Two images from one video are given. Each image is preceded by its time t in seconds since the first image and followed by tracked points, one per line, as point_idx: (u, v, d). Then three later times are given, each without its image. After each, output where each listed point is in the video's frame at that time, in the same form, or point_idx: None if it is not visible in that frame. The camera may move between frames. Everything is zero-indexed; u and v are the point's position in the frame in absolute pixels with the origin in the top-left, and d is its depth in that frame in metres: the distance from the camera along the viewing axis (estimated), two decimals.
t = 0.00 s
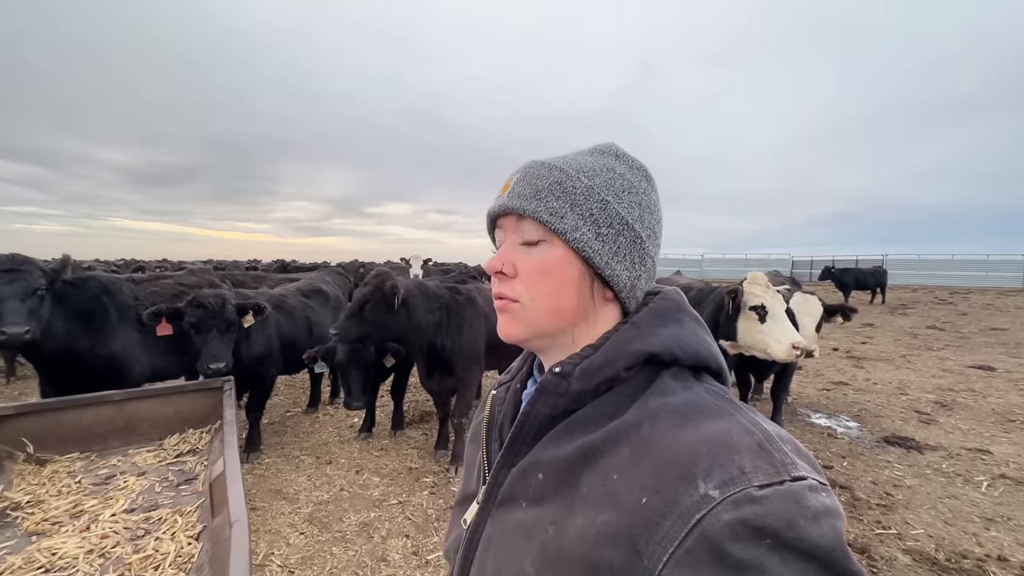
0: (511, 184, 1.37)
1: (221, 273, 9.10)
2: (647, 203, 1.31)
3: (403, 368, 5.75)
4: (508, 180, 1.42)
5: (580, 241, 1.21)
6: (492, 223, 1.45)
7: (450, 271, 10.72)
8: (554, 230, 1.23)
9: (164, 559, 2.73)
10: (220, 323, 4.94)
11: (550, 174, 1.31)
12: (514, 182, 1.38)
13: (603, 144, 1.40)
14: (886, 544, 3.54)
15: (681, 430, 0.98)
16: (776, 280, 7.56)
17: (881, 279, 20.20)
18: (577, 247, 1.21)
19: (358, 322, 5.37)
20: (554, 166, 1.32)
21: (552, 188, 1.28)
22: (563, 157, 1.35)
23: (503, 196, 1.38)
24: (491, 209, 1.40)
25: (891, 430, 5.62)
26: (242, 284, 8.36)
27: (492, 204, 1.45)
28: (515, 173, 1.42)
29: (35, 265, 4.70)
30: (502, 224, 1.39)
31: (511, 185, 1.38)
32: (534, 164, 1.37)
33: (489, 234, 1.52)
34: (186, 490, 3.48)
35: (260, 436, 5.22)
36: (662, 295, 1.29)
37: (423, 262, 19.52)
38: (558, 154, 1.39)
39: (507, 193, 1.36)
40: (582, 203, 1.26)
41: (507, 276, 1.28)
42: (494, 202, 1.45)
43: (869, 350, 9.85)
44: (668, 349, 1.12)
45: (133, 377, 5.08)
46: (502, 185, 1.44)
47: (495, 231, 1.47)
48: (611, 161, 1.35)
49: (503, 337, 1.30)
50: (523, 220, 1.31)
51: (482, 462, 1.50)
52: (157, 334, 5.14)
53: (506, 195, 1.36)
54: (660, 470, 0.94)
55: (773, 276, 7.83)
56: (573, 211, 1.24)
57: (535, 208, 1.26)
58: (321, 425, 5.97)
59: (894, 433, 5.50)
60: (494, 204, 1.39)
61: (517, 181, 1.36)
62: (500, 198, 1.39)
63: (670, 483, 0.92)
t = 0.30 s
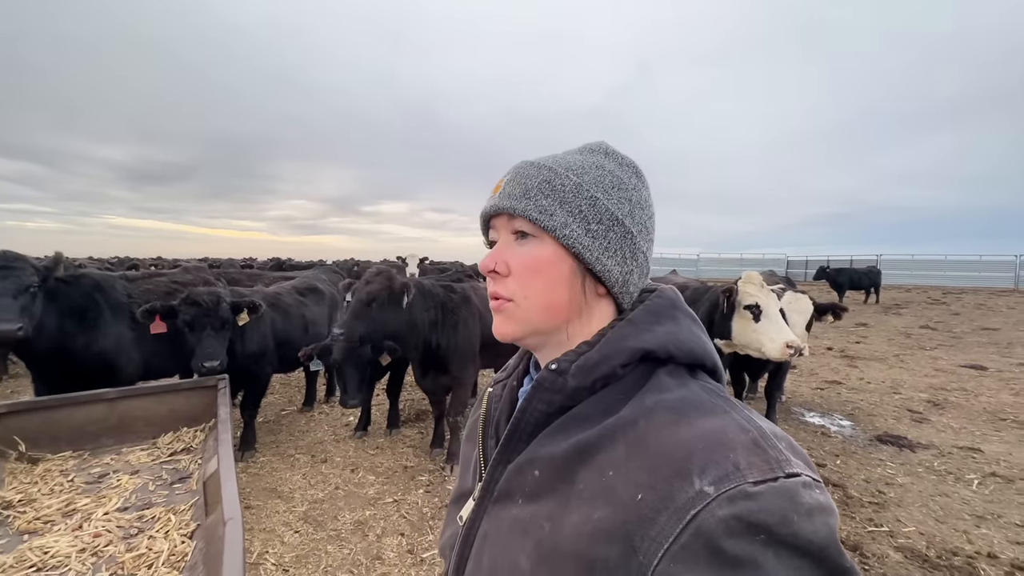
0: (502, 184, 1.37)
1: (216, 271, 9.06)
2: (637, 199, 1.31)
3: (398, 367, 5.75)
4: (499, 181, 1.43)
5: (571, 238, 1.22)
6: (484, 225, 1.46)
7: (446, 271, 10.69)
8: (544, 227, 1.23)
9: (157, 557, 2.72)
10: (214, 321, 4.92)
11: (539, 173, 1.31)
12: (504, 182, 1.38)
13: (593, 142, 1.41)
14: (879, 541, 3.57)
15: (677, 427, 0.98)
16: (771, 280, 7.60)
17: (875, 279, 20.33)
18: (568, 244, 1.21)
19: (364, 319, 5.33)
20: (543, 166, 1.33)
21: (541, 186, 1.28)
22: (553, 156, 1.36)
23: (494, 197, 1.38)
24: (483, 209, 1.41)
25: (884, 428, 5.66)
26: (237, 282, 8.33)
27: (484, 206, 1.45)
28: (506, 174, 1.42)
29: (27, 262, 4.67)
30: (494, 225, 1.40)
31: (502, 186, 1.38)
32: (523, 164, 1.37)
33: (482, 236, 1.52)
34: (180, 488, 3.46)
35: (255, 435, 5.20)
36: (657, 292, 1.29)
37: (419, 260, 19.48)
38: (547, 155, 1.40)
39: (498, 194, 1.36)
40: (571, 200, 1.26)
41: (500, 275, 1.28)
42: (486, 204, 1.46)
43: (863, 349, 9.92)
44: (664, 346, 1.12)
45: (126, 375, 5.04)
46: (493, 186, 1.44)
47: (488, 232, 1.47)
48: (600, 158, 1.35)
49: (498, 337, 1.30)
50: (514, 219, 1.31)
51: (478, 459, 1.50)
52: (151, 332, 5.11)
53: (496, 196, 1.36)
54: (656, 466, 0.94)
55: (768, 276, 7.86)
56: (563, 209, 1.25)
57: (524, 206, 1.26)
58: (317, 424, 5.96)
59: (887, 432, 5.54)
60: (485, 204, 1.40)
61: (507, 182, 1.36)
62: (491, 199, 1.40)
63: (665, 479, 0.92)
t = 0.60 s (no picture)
0: (496, 186, 1.37)
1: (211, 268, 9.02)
2: (631, 197, 1.32)
3: (394, 365, 5.75)
4: (494, 181, 1.43)
5: (566, 238, 1.22)
6: (480, 226, 1.46)
7: (443, 269, 10.67)
8: (540, 228, 1.24)
9: (151, 555, 2.71)
10: (210, 318, 4.90)
11: (533, 174, 1.31)
12: (499, 183, 1.38)
13: (588, 140, 1.41)
14: (871, 539, 3.60)
15: (672, 421, 0.99)
16: (767, 279, 7.63)
17: (870, 279, 20.46)
18: (563, 244, 1.22)
19: (385, 319, 5.21)
20: (537, 166, 1.33)
21: (536, 187, 1.29)
22: (547, 157, 1.35)
23: (489, 198, 1.38)
24: (479, 210, 1.41)
25: (878, 427, 5.70)
26: (233, 280, 8.30)
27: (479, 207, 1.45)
28: (500, 175, 1.42)
29: (21, 259, 4.63)
30: (491, 227, 1.40)
31: (497, 187, 1.38)
32: (518, 165, 1.37)
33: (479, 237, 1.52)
34: (175, 486, 3.45)
35: (250, 433, 5.19)
36: (652, 289, 1.30)
37: (415, 258, 19.45)
38: (542, 154, 1.40)
39: (493, 195, 1.36)
40: (565, 200, 1.26)
41: (497, 276, 1.28)
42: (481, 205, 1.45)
43: (857, 349, 9.98)
44: (659, 342, 1.13)
45: (120, 372, 5.02)
46: (488, 187, 1.44)
47: (484, 234, 1.47)
48: (594, 157, 1.35)
49: (497, 338, 1.30)
50: (509, 220, 1.32)
51: (475, 455, 1.51)
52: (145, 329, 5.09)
53: (491, 198, 1.36)
54: (651, 460, 0.95)
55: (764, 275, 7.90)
56: (558, 209, 1.25)
57: (519, 207, 1.26)
58: (313, 421, 5.95)
59: (880, 431, 5.58)
60: (481, 205, 1.40)
61: (502, 183, 1.36)
62: (486, 200, 1.40)
63: (661, 472, 0.93)
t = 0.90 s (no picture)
0: (501, 189, 1.36)
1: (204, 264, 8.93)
2: (638, 198, 1.31)
3: (390, 362, 5.72)
4: (498, 183, 1.41)
5: (574, 242, 1.21)
6: (484, 228, 1.44)
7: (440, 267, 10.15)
8: (547, 231, 1.22)
9: (145, 555, 2.68)
10: (204, 314, 4.84)
11: (539, 176, 1.30)
12: (503, 185, 1.37)
13: (592, 140, 1.40)
14: (865, 536, 3.63)
15: (684, 422, 0.98)
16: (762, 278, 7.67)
17: (861, 277, 20.64)
18: (571, 248, 1.21)
19: (405, 318, 5.26)
20: (542, 168, 1.31)
21: (542, 190, 1.27)
22: (553, 158, 1.34)
23: (494, 200, 1.37)
24: (482, 212, 1.39)
25: (870, 425, 5.75)
26: (226, 276, 8.23)
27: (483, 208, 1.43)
28: (504, 176, 1.40)
29: (10, 255, 4.56)
30: (495, 229, 1.38)
31: (502, 189, 1.36)
32: (523, 166, 1.35)
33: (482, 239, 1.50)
34: (168, 485, 3.41)
35: (244, 430, 5.15)
36: (658, 290, 1.29)
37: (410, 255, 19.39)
38: (547, 155, 1.38)
39: (498, 198, 1.35)
40: (572, 203, 1.25)
41: (503, 280, 1.26)
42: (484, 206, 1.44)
43: (849, 347, 10.07)
44: (668, 343, 1.12)
45: (112, 369, 4.95)
46: (491, 189, 1.42)
47: (488, 235, 1.45)
48: (600, 157, 1.34)
49: (503, 343, 1.29)
50: (515, 223, 1.30)
51: (479, 457, 1.49)
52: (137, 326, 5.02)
53: (496, 200, 1.34)
54: (663, 462, 0.94)
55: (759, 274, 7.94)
56: (565, 212, 1.24)
57: (526, 210, 1.25)
58: (307, 419, 5.92)
59: (873, 428, 5.63)
60: (485, 208, 1.38)
61: (507, 185, 1.34)
62: (491, 203, 1.38)
63: (674, 473, 0.92)
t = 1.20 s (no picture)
0: (507, 192, 1.34)
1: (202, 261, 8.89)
2: (645, 203, 1.29)
3: (389, 360, 5.70)
4: (504, 187, 1.39)
5: (582, 247, 1.19)
6: (489, 231, 1.42)
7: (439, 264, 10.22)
8: (555, 236, 1.21)
9: (144, 555, 2.66)
10: (202, 312, 4.82)
11: (547, 180, 1.28)
12: (509, 189, 1.35)
13: (599, 144, 1.38)
14: (864, 536, 3.64)
15: (692, 430, 0.97)
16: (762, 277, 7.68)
17: (859, 276, 20.70)
18: (579, 252, 1.19)
19: (416, 322, 5.21)
20: (550, 172, 1.29)
21: (550, 194, 1.25)
22: (560, 162, 1.32)
23: (500, 204, 1.35)
24: (488, 216, 1.37)
25: (869, 424, 5.77)
26: (225, 273, 8.20)
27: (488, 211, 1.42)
28: (510, 180, 1.38)
29: (6, 252, 4.53)
30: (502, 233, 1.36)
31: (508, 193, 1.34)
32: (530, 170, 1.33)
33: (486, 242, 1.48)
34: (167, 484, 3.39)
35: (243, 428, 5.13)
36: (665, 295, 1.27)
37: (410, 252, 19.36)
38: (554, 158, 1.36)
39: (504, 201, 1.33)
40: (580, 207, 1.23)
41: (510, 284, 1.24)
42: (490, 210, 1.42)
43: (847, 346, 10.10)
44: (675, 349, 1.11)
45: (109, 367, 4.92)
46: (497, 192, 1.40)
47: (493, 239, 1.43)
48: (607, 162, 1.32)
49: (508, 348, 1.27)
50: (522, 227, 1.28)
51: (482, 463, 1.48)
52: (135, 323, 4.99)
53: (503, 203, 1.32)
54: (671, 470, 0.93)
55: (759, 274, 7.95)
56: (573, 216, 1.22)
57: (533, 215, 1.23)
58: (306, 417, 5.90)
59: (871, 427, 5.65)
60: (491, 212, 1.36)
61: (513, 189, 1.32)
62: (497, 206, 1.36)
63: (682, 482, 0.91)
